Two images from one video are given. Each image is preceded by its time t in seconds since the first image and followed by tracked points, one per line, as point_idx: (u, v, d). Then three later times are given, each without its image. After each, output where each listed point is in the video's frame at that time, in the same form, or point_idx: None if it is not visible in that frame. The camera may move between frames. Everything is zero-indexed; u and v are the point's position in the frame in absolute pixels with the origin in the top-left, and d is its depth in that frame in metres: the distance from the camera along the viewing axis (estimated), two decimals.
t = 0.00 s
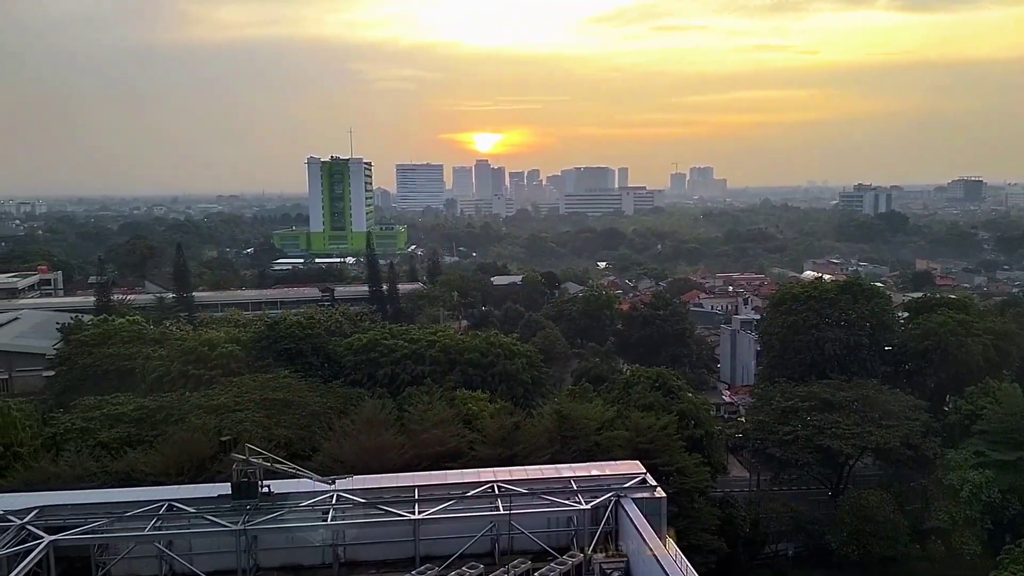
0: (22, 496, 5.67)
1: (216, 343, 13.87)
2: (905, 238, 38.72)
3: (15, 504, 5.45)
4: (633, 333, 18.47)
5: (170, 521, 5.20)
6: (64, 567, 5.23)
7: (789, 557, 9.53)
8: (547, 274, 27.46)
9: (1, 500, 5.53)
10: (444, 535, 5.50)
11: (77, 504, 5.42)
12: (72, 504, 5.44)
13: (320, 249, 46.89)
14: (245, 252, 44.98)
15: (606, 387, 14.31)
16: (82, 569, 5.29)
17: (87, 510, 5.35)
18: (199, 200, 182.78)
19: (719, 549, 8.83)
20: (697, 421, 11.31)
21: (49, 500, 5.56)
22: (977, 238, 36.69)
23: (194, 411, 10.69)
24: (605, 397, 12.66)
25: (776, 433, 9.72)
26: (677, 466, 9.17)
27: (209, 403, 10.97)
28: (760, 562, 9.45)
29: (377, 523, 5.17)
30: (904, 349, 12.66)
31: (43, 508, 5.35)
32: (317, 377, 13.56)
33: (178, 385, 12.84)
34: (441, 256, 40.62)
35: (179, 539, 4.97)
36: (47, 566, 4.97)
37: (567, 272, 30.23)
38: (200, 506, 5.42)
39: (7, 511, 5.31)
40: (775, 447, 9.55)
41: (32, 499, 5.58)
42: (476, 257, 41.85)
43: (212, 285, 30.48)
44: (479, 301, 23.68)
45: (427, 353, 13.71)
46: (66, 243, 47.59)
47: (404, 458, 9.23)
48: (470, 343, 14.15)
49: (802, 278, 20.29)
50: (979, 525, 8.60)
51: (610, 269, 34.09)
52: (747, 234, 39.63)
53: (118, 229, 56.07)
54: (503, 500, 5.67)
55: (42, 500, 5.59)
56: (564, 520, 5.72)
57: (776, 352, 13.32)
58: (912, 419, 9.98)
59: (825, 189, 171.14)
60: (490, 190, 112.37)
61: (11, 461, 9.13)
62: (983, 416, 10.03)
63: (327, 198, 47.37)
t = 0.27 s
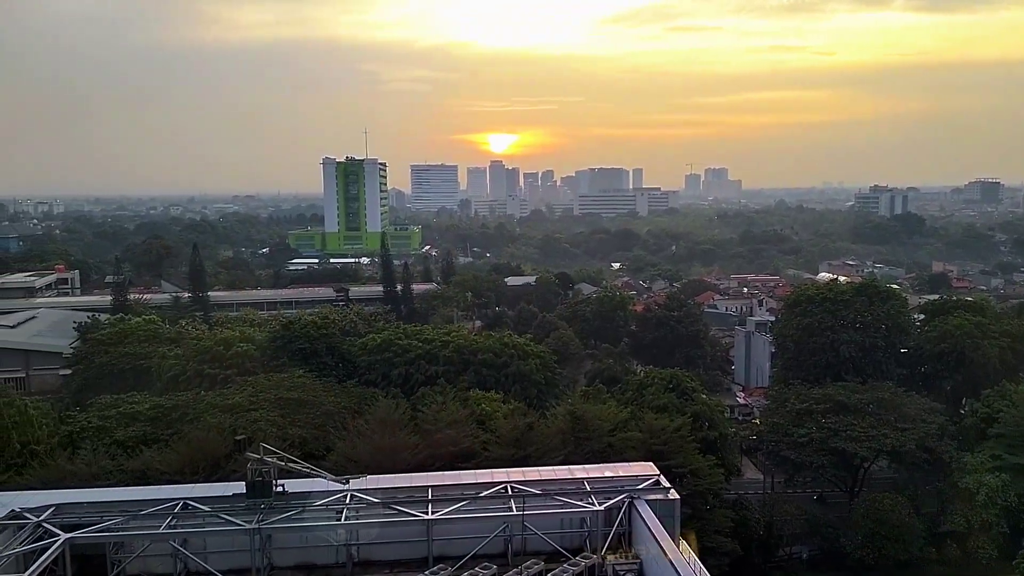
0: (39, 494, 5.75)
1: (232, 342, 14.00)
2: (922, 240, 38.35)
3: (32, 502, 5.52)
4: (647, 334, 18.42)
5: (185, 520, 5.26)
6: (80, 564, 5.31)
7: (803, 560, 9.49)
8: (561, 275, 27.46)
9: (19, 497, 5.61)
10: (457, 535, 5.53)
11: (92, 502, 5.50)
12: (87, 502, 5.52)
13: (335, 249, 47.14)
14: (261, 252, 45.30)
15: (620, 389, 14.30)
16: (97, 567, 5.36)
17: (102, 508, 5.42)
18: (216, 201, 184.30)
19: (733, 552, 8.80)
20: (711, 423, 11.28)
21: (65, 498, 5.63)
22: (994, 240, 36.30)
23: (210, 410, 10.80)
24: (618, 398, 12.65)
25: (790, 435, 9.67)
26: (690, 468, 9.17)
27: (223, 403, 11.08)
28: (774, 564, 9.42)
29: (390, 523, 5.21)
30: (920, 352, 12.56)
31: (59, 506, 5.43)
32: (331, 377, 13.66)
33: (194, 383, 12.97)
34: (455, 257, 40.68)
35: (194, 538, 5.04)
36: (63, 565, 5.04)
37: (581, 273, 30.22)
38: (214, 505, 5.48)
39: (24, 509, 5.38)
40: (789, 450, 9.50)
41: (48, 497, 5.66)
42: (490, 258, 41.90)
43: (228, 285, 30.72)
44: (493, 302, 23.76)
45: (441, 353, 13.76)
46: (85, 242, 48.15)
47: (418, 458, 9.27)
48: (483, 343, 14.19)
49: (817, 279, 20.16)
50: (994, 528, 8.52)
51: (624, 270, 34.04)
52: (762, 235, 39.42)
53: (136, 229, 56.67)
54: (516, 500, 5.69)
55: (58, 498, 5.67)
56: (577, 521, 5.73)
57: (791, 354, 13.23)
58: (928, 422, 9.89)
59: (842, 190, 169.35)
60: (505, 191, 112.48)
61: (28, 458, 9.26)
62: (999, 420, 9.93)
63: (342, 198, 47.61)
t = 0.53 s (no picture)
0: (56, 492, 5.84)
1: (246, 342, 14.12)
2: (938, 242, 37.98)
3: (48, 500, 5.62)
4: (661, 336, 18.39)
5: (199, 519, 5.33)
6: (95, 562, 5.39)
7: (817, 563, 9.46)
8: (574, 276, 27.45)
9: (35, 495, 5.70)
10: (470, 536, 5.57)
11: (108, 501, 5.58)
12: (103, 500, 5.61)
13: (350, 249, 47.38)
14: (276, 252, 45.60)
15: (633, 390, 14.30)
16: (113, 565, 5.45)
17: (118, 507, 5.50)
18: (232, 201, 185.79)
19: (746, 555, 8.79)
20: (725, 425, 11.25)
21: (82, 496, 5.73)
22: (1012, 242, 35.88)
23: (224, 410, 10.91)
24: (632, 400, 12.65)
25: (804, 438, 9.63)
26: (704, 470, 9.16)
27: (237, 402, 11.18)
28: (787, 568, 9.39)
29: (403, 523, 5.25)
30: (936, 354, 12.46)
31: (75, 504, 5.52)
32: (345, 377, 13.75)
33: (209, 383, 13.11)
34: (469, 258, 40.74)
35: (207, 537, 5.12)
36: (79, 563, 5.13)
37: (594, 274, 30.20)
38: (227, 504, 5.56)
39: (41, 506, 5.48)
40: (803, 452, 9.46)
41: (65, 495, 5.75)
42: (503, 259, 41.95)
43: (243, 285, 30.95)
44: (507, 303, 23.81)
45: (454, 354, 13.82)
46: (103, 242, 48.71)
47: (431, 459, 9.32)
48: (497, 344, 14.24)
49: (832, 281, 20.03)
50: (1011, 533, 8.44)
51: (638, 272, 33.97)
52: (777, 237, 39.20)
53: (153, 229, 57.28)
54: (529, 502, 5.72)
55: (75, 496, 5.76)
56: (590, 522, 5.75)
57: (805, 356, 13.17)
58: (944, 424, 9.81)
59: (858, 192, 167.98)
60: (519, 191, 112.54)
61: (44, 457, 9.38)
62: (1016, 423, 9.83)
63: (357, 199, 47.83)
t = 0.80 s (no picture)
0: (74, 491, 5.91)
1: (262, 342, 14.23)
2: (956, 243, 37.57)
3: (66, 499, 5.68)
4: (675, 337, 18.34)
5: (215, 519, 5.39)
6: (113, 560, 5.45)
7: (833, 567, 9.40)
8: (588, 277, 27.42)
9: (54, 493, 5.78)
10: (484, 537, 5.59)
11: (125, 499, 5.65)
12: (120, 499, 5.68)
13: (365, 250, 47.61)
14: (291, 253, 45.90)
15: (648, 392, 14.26)
16: (130, 563, 5.50)
17: (134, 506, 5.56)
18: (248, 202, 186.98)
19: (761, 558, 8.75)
20: (740, 428, 11.20)
21: (99, 495, 5.79)
22: None
23: (239, 410, 11.00)
24: (646, 402, 12.62)
25: (820, 441, 9.57)
26: (719, 472, 9.13)
27: (253, 402, 11.28)
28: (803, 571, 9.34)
29: (418, 523, 5.28)
30: (953, 357, 12.33)
31: (93, 503, 5.58)
32: (359, 377, 13.82)
33: (225, 383, 13.22)
34: (483, 259, 40.81)
35: (223, 536, 5.17)
36: (96, 561, 5.19)
37: (608, 275, 30.15)
38: (243, 503, 5.60)
39: (58, 505, 5.54)
40: (819, 455, 9.40)
41: (83, 494, 5.83)
42: (517, 260, 41.97)
43: (259, 285, 31.18)
44: (521, 304, 23.83)
45: (468, 355, 13.85)
46: (121, 243, 49.23)
47: (446, 459, 9.35)
48: (511, 345, 14.26)
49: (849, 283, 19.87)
50: None
51: (652, 273, 33.88)
52: (792, 238, 38.95)
53: (170, 230, 57.85)
54: (544, 503, 5.73)
55: (93, 495, 5.82)
56: (605, 524, 5.75)
57: (821, 358, 13.08)
58: (962, 428, 9.71)
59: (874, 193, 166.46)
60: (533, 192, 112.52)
61: (62, 456, 9.49)
62: None
63: (371, 200, 48.04)
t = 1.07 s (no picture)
0: (93, 489, 6.00)
1: (278, 342, 14.35)
2: (975, 245, 37.10)
3: (85, 497, 5.77)
4: (690, 339, 18.27)
5: (232, 518, 5.45)
6: (131, 558, 5.53)
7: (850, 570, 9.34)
8: (603, 278, 27.37)
9: (73, 492, 5.87)
10: (499, 538, 5.62)
11: (143, 498, 5.72)
12: (139, 498, 5.75)
13: (380, 251, 47.82)
14: (308, 254, 46.19)
15: (663, 393, 14.23)
16: (148, 561, 5.57)
17: (152, 504, 5.64)
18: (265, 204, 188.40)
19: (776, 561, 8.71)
20: (755, 430, 11.15)
21: (118, 493, 5.88)
22: None
23: (256, 410, 11.10)
24: (661, 403, 12.59)
25: (837, 444, 9.51)
26: (734, 475, 9.11)
27: (270, 402, 11.37)
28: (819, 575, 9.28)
29: (433, 523, 5.32)
30: (972, 360, 12.18)
31: (111, 501, 5.66)
32: (375, 377, 13.90)
33: (241, 383, 13.34)
34: (497, 260, 40.86)
35: (239, 535, 5.23)
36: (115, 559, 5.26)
37: (624, 276, 30.09)
38: (260, 503, 5.66)
39: (77, 503, 5.62)
40: (836, 458, 9.33)
41: (102, 492, 5.91)
42: (532, 261, 41.96)
43: (275, 286, 31.40)
44: (535, 305, 23.83)
45: (483, 356, 13.89)
46: (140, 244, 49.81)
47: (461, 460, 9.38)
48: (525, 346, 14.27)
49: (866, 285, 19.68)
50: None
51: (667, 274, 33.77)
52: (808, 240, 38.64)
53: (188, 231, 58.47)
54: (558, 504, 5.75)
55: (111, 493, 5.90)
56: (619, 526, 5.74)
57: (838, 360, 12.98)
58: (981, 431, 9.60)
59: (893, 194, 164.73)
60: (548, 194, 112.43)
61: (81, 455, 9.62)
62: None
63: (387, 201, 48.23)
